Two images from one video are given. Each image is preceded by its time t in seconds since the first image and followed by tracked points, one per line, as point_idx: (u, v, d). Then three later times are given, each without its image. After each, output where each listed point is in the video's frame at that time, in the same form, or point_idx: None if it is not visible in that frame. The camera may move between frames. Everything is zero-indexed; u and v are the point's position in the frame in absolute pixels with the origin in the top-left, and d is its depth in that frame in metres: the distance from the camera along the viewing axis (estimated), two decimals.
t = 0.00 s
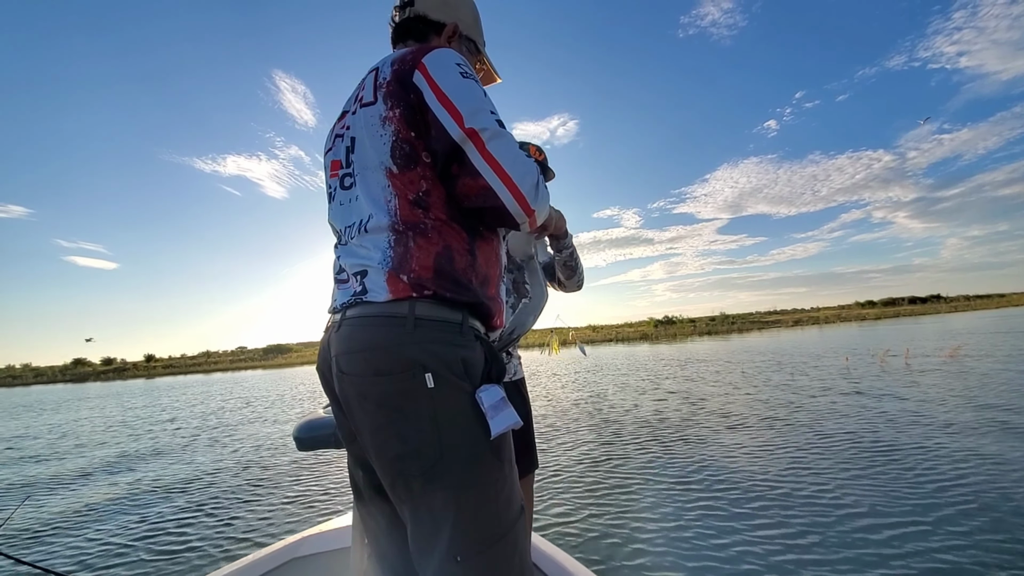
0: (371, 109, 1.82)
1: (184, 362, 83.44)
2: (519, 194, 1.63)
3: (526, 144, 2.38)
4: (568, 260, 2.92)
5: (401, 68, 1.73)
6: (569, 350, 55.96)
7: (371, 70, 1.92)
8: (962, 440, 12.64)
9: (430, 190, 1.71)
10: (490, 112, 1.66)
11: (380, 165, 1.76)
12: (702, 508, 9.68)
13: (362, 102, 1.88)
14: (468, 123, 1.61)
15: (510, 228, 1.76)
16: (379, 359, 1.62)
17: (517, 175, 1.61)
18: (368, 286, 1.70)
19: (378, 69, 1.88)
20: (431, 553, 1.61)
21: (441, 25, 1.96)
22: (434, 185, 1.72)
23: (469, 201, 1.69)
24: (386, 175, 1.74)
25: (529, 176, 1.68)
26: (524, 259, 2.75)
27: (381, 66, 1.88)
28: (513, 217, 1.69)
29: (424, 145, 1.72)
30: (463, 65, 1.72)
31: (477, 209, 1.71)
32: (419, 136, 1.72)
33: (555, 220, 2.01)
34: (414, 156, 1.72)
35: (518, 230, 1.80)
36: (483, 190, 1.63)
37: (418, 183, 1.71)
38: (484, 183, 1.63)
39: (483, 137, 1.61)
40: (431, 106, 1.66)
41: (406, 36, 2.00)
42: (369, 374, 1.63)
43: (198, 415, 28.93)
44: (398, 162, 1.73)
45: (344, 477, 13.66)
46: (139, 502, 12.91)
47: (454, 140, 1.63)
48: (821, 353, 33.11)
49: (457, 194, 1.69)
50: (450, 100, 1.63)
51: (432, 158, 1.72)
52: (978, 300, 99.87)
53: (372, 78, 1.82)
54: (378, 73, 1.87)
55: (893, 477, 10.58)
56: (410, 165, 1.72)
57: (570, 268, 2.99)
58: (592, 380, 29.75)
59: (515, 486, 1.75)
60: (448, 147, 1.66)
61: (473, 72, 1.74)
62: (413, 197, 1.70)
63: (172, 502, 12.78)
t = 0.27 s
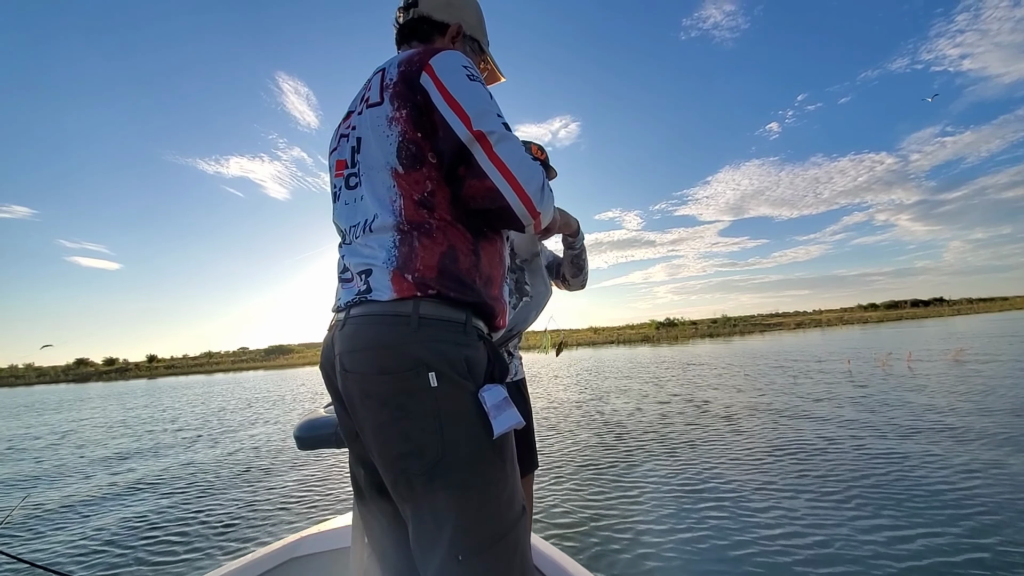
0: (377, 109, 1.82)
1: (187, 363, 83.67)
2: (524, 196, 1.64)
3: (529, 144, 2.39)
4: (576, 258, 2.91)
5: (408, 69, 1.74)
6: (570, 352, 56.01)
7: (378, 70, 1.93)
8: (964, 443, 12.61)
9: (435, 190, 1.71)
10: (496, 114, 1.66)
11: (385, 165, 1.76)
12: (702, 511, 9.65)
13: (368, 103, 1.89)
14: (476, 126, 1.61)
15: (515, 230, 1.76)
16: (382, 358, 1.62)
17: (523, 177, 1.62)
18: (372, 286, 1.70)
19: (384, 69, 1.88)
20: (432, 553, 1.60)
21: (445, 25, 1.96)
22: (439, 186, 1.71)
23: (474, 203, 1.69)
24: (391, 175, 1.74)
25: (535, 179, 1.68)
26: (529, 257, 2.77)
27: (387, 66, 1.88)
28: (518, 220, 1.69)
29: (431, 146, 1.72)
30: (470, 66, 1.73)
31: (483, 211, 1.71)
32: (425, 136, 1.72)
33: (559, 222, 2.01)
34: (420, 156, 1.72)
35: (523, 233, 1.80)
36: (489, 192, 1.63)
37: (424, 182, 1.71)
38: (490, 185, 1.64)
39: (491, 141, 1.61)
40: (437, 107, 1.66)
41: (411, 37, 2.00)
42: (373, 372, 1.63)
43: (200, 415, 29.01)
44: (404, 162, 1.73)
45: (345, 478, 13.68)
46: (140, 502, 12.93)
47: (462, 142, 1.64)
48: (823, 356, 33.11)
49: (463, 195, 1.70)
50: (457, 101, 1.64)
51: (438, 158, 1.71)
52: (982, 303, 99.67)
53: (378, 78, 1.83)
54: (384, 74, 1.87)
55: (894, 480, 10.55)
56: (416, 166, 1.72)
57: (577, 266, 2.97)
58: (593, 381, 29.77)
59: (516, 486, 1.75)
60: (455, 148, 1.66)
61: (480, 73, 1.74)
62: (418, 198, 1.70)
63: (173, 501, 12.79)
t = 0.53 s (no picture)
0: (378, 109, 1.82)
1: (189, 366, 83.81)
2: (526, 197, 1.64)
3: (526, 140, 2.40)
4: (575, 260, 2.91)
5: (409, 70, 1.74)
6: (571, 352, 56.00)
7: (378, 70, 1.93)
8: (966, 440, 12.57)
9: (435, 190, 1.71)
10: (498, 116, 1.66)
11: (386, 165, 1.76)
12: (704, 510, 9.64)
13: (368, 102, 1.89)
14: (478, 128, 1.62)
15: (515, 231, 1.76)
16: (382, 358, 1.62)
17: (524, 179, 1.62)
18: (372, 286, 1.70)
19: (385, 69, 1.88)
20: (432, 553, 1.60)
21: (443, 23, 1.96)
22: (440, 187, 1.71)
23: (475, 204, 1.69)
24: (392, 175, 1.74)
25: (536, 181, 1.69)
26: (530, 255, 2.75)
27: (388, 66, 1.88)
28: (519, 222, 1.69)
29: (432, 147, 1.72)
30: (472, 68, 1.73)
31: (484, 213, 1.71)
32: (426, 136, 1.72)
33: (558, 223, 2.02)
34: (421, 157, 1.72)
35: (523, 234, 1.80)
36: (491, 194, 1.64)
37: (424, 183, 1.71)
38: (492, 187, 1.64)
39: (494, 143, 1.62)
40: (439, 108, 1.67)
41: (409, 37, 2.00)
42: (373, 372, 1.63)
43: (202, 417, 29.07)
44: (404, 162, 1.73)
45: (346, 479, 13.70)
46: (142, 505, 12.97)
47: (464, 144, 1.64)
48: (824, 354, 33.06)
49: (464, 196, 1.70)
50: (459, 103, 1.64)
51: (438, 159, 1.71)
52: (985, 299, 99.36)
53: (379, 78, 1.83)
54: (385, 73, 1.87)
55: (896, 478, 10.52)
56: (416, 166, 1.72)
57: (576, 268, 2.96)
58: (594, 381, 29.77)
59: (516, 487, 1.75)
60: (456, 150, 1.66)
61: (481, 75, 1.75)
62: (418, 198, 1.70)
63: (175, 504, 12.82)
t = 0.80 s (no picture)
0: (372, 108, 1.81)
1: (190, 367, 83.88)
2: (526, 196, 1.64)
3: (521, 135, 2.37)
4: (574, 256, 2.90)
5: (404, 68, 1.72)
6: (572, 350, 55.99)
7: (371, 68, 1.91)
8: (967, 434, 12.55)
9: (431, 191, 1.70)
10: (495, 115, 1.66)
11: (382, 166, 1.75)
12: (705, 506, 9.64)
13: (362, 100, 1.87)
14: (476, 127, 1.61)
15: (514, 230, 1.76)
16: (381, 359, 1.61)
17: (524, 178, 1.61)
18: (370, 287, 1.69)
19: (379, 66, 1.86)
20: (433, 556, 1.59)
21: (433, 18, 1.95)
22: (436, 186, 1.71)
23: (474, 204, 1.68)
24: (388, 176, 1.73)
25: (535, 179, 1.68)
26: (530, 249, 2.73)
27: (381, 64, 1.87)
28: (518, 221, 1.69)
29: (428, 147, 1.71)
30: (467, 65, 1.72)
31: (482, 212, 1.71)
32: (422, 135, 1.71)
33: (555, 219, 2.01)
34: (417, 156, 1.71)
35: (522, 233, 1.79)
36: (491, 194, 1.63)
37: (421, 183, 1.70)
38: (492, 187, 1.63)
39: (492, 142, 1.61)
40: (436, 106, 1.66)
41: (400, 33, 1.98)
42: (372, 374, 1.62)
43: (204, 418, 29.09)
44: (400, 162, 1.72)
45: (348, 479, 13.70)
46: (144, 507, 12.99)
47: (462, 143, 1.63)
48: (826, 348, 33.04)
49: (462, 196, 1.69)
50: (456, 102, 1.63)
51: (436, 160, 1.71)
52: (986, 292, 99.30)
53: (372, 76, 1.81)
54: (378, 71, 1.86)
55: (897, 473, 10.52)
56: (413, 166, 1.71)
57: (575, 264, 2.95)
58: (596, 378, 29.77)
59: (517, 486, 1.74)
60: (453, 149, 1.66)
61: (477, 72, 1.74)
62: (415, 199, 1.69)
63: (177, 505, 12.84)
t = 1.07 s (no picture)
0: (373, 106, 1.80)
1: (190, 365, 83.86)
2: (529, 194, 1.63)
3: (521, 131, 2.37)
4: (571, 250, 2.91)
5: (405, 65, 1.71)
6: (572, 347, 55.98)
7: (372, 65, 1.90)
8: (966, 432, 12.57)
9: (434, 189, 1.70)
10: (497, 113, 1.65)
11: (384, 164, 1.74)
12: (704, 504, 9.66)
13: (363, 98, 1.86)
14: (478, 125, 1.61)
15: (517, 229, 1.76)
16: (385, 359, 1.61)
17: (527, 176, 1.61)
18: (372, 286, 1.69)
19: (379, 63, 1.86)
20: (436, 555, 1.59)
21: (431, 12, 1.94)
22: (439, 184, 1.70)
23: (478, 202, 1.68)
24: (390, 174, 1.72)
25: (538, 178, 1.68)
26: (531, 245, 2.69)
27: (382, 60, 1.85)
28: (521, 219, 1.69)
29: (430, 145, 1.71)
30: (468, 62, 1.72)
31: (485, 210, 1.70)
32: (424, 134, 1.71)
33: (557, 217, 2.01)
34: (420, 154, 1.71)
35: (525, 231, 1.79)
36: (494, 193, 1.62)
37: (424, 181, 1.70)
38: (495, 185, 1.62)
39: (495, 141, 1.61)
40: (438, 104, 1.65)
41: (398, 29, 1.97)
42: (376, 373, 1.62)
43: (203, 416, 29.11)
44: (403, 160, 1.71)
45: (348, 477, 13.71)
46: (146, 504, 13.04)
47: (464, 141, 1.63)
48: (825, 346, 33.03)
49: (466, 194, 1.68)
50: (458, 100, 1.63)
51: (438, 157, 1.70)
52: (987, 289, 99.19)
53: (373, 74, 1.80)
54: (379, 69, 1.85)
55: (896, 470, 10.55)
56: (415, 164, 1.70)
57: (573, 259, 2.95)
58: (595, 376, 29.79)
59: (520, 486, 1.74)
60: (455, 148, 1.66)
61: (478, 69, 1.74)
62: (418, 197, 1.69)
63: (178, 503, 12.89)
